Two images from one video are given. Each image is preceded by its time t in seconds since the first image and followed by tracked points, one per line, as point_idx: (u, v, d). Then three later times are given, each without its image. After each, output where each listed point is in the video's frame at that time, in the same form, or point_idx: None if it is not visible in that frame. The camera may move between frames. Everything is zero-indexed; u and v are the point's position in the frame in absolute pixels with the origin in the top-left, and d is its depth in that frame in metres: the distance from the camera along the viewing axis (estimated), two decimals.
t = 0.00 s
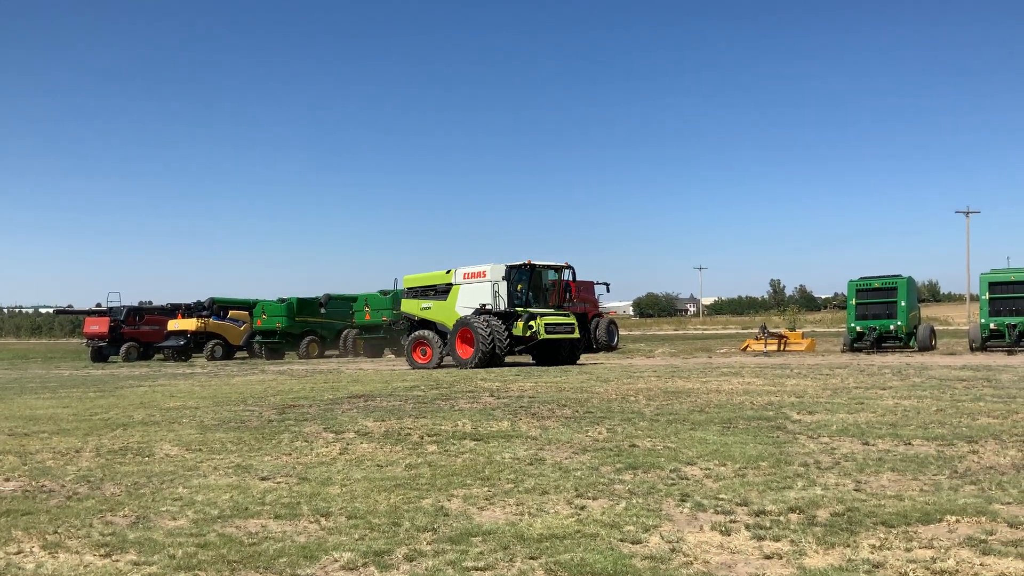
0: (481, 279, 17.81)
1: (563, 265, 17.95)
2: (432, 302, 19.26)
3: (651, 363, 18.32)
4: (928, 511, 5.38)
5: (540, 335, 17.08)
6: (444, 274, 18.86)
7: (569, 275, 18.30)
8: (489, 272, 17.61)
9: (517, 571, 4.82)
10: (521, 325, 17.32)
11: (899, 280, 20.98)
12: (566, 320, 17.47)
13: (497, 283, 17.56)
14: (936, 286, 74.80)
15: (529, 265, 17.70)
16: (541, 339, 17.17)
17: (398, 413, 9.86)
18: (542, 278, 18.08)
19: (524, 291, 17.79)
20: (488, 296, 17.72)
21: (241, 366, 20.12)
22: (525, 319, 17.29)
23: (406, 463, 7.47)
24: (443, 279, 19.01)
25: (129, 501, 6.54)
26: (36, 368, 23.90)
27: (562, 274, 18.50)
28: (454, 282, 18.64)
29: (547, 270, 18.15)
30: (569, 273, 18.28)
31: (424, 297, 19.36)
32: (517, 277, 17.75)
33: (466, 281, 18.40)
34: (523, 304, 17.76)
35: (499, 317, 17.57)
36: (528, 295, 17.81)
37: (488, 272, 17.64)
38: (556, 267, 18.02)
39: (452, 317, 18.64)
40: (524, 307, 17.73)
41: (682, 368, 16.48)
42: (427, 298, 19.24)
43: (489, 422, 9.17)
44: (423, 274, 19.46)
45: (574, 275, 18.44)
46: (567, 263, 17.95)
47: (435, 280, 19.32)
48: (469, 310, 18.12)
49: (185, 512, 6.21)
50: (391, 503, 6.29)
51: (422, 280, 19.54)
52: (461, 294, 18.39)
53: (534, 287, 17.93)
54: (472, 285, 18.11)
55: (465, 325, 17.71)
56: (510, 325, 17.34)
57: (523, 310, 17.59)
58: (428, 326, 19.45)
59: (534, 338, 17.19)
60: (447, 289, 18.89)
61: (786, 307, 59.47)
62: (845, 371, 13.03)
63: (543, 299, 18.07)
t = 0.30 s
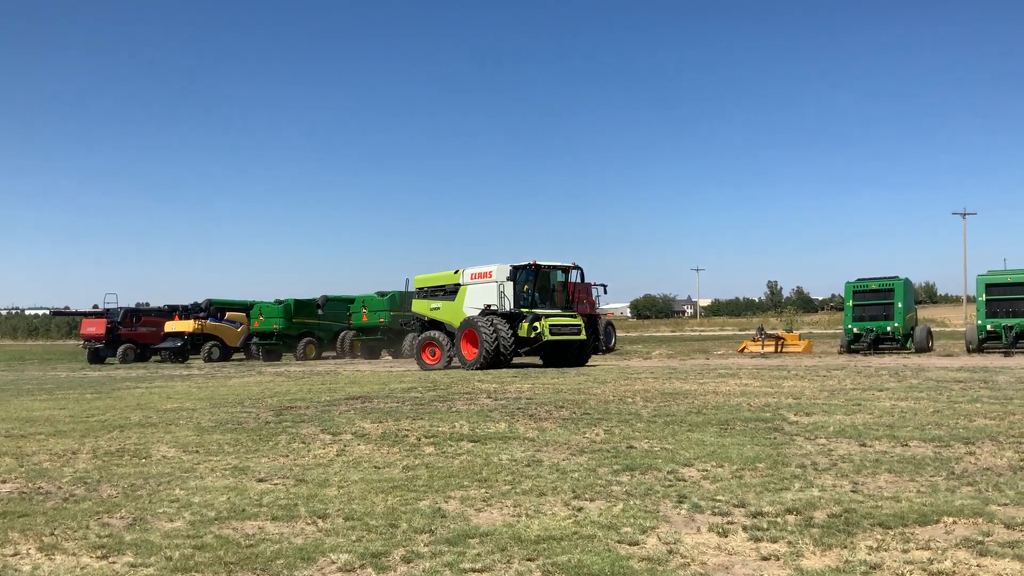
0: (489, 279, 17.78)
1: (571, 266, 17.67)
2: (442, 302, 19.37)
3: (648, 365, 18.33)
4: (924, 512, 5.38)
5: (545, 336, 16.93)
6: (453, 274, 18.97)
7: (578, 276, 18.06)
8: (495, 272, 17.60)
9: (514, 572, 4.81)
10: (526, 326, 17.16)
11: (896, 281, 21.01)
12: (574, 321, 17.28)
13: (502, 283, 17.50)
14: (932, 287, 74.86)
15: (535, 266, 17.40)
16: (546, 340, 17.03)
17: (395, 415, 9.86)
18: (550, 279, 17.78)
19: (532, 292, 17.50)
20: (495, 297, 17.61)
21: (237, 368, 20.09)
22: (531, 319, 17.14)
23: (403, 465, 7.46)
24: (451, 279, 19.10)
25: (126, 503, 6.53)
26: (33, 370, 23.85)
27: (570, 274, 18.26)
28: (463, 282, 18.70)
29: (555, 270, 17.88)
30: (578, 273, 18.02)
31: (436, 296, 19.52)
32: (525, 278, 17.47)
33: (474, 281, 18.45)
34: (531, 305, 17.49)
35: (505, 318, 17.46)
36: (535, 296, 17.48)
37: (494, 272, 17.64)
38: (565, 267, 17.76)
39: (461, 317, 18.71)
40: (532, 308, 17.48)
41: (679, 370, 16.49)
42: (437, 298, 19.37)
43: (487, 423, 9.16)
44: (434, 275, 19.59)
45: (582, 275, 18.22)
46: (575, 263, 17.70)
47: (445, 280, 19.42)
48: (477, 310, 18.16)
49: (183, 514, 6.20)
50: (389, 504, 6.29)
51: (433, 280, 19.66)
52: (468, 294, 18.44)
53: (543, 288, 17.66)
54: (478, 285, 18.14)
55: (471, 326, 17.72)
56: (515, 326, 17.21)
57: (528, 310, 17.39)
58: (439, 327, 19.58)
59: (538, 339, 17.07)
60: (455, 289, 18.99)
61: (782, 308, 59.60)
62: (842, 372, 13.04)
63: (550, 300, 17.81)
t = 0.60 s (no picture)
0: (489, 279, 17.76)
1: (572, 265, 17.56)
2: (444, 303, 19.45)
3: (639, 366, 18.37)
4: (914, 512, 5.41)
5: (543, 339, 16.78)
6: (454, 275, 19.01)
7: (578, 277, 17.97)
8: (494, 273, 17.58)
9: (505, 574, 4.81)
10: (524, 327, 17.06)
11: (885, 282, 21.12)
12: (574, 322, 17.08)
13: (501, 284, 17.47)
14: (921, 288, 75.29)
15: (533, 266, 17.31)
16: (544, 342, 16.89)
17: (386, 417, 9.84)
18: (550, 280, 17.69)
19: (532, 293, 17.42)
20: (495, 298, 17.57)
21: (228, 371, 20.01)
22: (529, 321, 17.02)
23: (394, 467, 7.45)
24: (452, 280, 19.14)
25: (116, 506, 6.49)
26: (21, 372, 23.67)
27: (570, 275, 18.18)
28: (463, 283, 18.72)
29: (556, 271, 17.78)
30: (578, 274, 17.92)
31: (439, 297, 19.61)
32: (525, 278, 17.39)
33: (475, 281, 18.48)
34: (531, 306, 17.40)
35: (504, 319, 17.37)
36: (534, 296, 17.40)
37: (493, 273, 17.62)
38: (565, 268, 17.66)
39: (462, 317, 18.74)
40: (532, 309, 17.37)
41: (670, 371, 16.55)
42: (440, 299, 19.47)
43: (478, 425, 9.16)
44: (437, 275, 19.66)
45: (582, 275, 18.16)
46: (576, 263, 17.60)
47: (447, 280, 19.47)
48: (476, 311, 18.17)
49: (172, 517, 6.17)
50: (379, 507, 6.27)
51: (436, 280, 19.72)
52: (469, 295, 18.47)
53: (543, 289, 17.58)
54: (479, 285, 18.17)
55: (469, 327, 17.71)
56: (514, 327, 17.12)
57: (526, 311, 17.26)
58: (443, 327, 19.65)
59: (537, 341, 16.94)
60: (457, 290, 19.04)
61: (772, 310, 59.86)
62: (832, 374, 13.10)
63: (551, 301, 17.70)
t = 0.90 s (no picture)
0: (481, 278, 17.75)
1: (563, 264, 17.52)
2: (439, 303, 19.47)
3: (624, 366, 18.43)
4: (895, 511, 5.45)
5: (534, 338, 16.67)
6: (448, 274, 19.04)
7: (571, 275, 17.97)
8: (486, 272, 17.55)
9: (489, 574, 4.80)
10: (514, 326, 16.99)
11: (867, 282, 21.30)
12: (566, 321, 16.98)
13: (493, 283, 17.43)
14: (902, 287, 75.97)
15: (524, 264, 17.27)
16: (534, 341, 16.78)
17: (370, 417, 9.80)
18: (542, 279, 17.66)
19: (525, 292, 17.44)
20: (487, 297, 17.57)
21: (210, 371, 19.86)
22: (519, 320, 16.94)
23: (378, 468, 7.42)
24: (447, 279, 19.16)
25: (96, 508, 6.42)
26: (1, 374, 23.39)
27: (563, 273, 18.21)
28: (456, 282, 18.72)
29: (549, 270, 17.79)
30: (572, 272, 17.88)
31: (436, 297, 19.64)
32: (517, 276, 17.40)
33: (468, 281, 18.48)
34: (522, 305, 17.38)
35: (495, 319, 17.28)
36: (524, 295, 17.40)
37: (485, 272, 17.59)
38: (558, 266, 17.67)
39: (455, 317, 18.73)
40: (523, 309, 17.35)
41: (654, 371, 16.60)
42: (435, 299, 19.51)
43: (462, 425, 9.14)
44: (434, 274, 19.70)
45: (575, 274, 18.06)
46: (568, 262, 17.62)
47: (441, 280, 19.50)
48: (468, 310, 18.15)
49: (154, 518, 6.11)
50: (363, 508, 6.24)
51: (432, 280, 19.75)
52: (462, 294, 18.48)
53: (536, 287, 17.59)
54: (471, 285, 18.16)
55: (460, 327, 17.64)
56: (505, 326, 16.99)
57: (517, 310, 17.22)
58: (438, 327, 19.66)
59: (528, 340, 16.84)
60: (450, 289, 19.06)
61: (755, 310, 60.17)
62: (814, 373, 13.19)
63: (543, 300, 17.70)
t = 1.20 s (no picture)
0: (471, 275, 17.71)
1: (553, 261, 17.37)
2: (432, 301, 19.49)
3: (606, 363, 18.47)
4: (874, 507, 5.49)
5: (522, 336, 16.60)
6: (440, 272, 19.06)
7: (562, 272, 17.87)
8: (475, 269, 17.51)
9: (470, 573, 4.79)
10: (502, 325, 16.92)
11: (846, 280, 21.50)
12: (554, 319, 16.91)
13: (481, 281, 17.38)
14: (882, 284, 76.68)
15: (512, 262, 17.16)
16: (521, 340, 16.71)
17: (351, 416, 9.76)
18: (531, 277, 17.56)
19: (514, 289, 17.36)
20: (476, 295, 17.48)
21: (191, 370, 19.68)
22: (507, 318, 16.87)
23: (359, 466, 7.38)
24: (439, 276, 19.18)
25: (74, 508, 6.34)
26: None
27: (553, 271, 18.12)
28: (447, 279, 18.72)
29: (539, 268, 17.71)
30: (562, 270, 17.79)
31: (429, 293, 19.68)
32: (507, 274, 17.31)
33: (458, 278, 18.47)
34: (511, 303, 17.31)
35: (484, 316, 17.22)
36: (513, 293, 17.31)
37: (474, 269, 17.54)
38: (548, 263, 17.57)
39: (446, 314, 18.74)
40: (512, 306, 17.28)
41: (636, 368, 16.64)
42: (428, 297, 19.54)
43: (444, 424, 9.12)
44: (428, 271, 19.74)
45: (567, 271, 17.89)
46: (558, 259, 17.52)
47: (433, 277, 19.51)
48: (458, 308, 18.15)
49: (132, 519, 6.04)
50: (344, 507, 6.20)
51: (425, 277, 19.80)
52: (454, 291, 18.48)
53: (526, 285, 17.50)
54: (461, 282, 18.15)
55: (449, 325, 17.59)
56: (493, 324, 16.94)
57: (505, 308, 17.13)
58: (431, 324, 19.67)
59: (515, 338, 16.78)
60: (442, 287, 19.07)
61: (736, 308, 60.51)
62: (794, 370, 13.28)
63: (533, 297, 17.62)
